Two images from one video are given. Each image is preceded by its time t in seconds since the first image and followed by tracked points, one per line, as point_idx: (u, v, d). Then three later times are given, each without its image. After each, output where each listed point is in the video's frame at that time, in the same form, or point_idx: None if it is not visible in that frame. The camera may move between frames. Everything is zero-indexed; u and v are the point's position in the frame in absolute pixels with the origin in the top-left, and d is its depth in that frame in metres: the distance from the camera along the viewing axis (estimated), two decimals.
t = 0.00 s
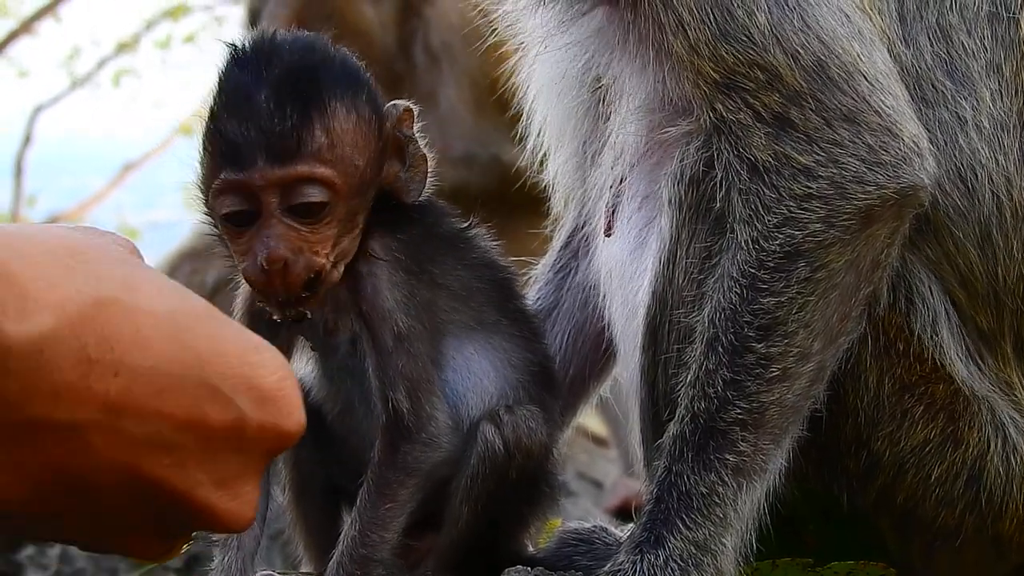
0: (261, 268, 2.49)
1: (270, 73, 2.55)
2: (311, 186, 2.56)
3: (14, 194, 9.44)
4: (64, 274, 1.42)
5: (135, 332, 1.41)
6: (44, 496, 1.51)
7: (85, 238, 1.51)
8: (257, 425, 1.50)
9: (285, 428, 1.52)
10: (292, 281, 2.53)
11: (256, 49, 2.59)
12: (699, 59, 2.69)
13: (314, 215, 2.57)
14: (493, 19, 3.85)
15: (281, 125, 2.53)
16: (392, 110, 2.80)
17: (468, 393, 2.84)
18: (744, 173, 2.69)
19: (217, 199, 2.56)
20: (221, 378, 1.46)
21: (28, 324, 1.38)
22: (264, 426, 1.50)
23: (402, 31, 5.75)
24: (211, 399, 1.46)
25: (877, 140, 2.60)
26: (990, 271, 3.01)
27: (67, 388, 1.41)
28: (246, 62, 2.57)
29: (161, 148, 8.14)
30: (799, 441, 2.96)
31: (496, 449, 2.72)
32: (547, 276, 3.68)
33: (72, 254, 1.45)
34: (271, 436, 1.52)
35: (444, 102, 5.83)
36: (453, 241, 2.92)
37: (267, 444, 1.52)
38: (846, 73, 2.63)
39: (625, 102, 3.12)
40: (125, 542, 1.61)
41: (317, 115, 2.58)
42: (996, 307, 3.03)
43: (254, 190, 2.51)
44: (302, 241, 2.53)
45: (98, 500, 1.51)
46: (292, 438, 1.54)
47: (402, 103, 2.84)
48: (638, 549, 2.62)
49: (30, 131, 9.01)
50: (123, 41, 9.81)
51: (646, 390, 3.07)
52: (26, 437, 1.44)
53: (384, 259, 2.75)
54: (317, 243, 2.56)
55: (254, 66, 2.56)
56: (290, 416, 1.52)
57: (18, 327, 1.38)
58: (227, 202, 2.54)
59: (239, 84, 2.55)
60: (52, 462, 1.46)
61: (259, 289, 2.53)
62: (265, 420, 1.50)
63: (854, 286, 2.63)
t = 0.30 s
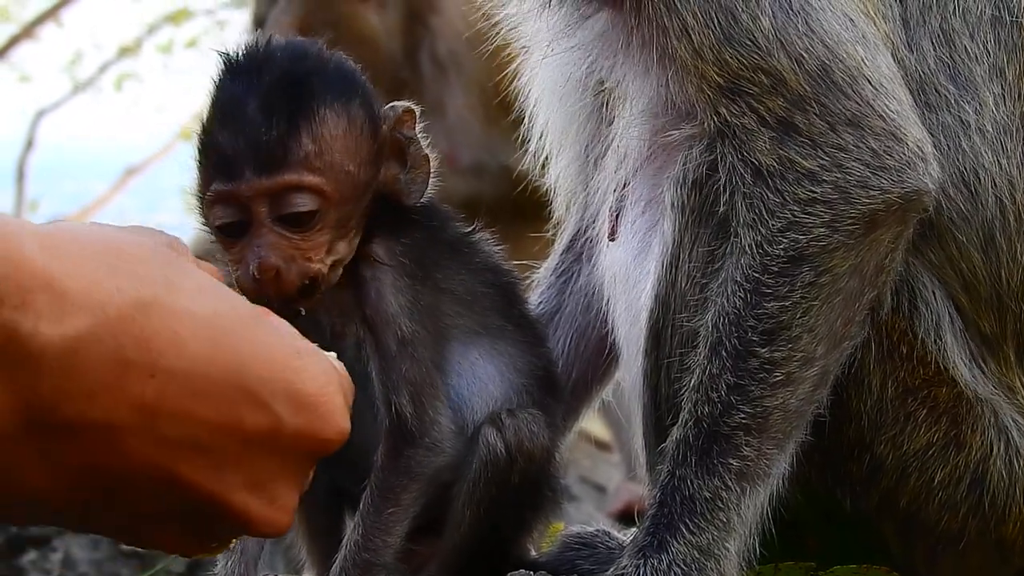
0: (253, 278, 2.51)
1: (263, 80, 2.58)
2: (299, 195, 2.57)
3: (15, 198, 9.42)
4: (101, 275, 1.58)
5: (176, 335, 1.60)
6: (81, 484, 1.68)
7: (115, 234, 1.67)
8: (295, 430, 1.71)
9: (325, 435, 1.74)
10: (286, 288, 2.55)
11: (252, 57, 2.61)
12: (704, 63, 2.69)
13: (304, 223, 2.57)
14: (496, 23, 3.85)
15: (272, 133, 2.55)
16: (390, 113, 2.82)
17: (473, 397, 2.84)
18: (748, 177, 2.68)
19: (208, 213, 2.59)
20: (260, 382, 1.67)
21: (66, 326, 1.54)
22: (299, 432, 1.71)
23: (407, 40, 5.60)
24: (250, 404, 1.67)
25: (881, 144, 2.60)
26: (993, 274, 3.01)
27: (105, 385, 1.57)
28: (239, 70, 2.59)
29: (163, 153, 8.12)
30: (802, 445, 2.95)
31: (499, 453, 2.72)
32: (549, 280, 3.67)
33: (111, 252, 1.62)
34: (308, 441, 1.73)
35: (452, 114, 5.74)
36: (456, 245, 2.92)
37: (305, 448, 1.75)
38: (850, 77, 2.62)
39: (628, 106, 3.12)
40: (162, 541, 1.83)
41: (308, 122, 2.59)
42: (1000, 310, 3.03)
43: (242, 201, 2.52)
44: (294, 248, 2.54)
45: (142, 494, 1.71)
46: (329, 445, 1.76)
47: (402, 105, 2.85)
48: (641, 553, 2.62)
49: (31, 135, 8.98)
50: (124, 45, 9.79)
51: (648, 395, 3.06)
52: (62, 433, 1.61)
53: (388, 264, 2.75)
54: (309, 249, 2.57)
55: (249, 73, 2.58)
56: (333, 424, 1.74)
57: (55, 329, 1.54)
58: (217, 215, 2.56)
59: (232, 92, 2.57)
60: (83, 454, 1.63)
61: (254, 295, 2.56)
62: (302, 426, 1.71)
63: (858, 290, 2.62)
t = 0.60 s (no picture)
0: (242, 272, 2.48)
1: (252, 79, 2.60)
2: (287, 185, 2.56)
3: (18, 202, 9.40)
4: (107, 277, 1.81)
5: (181, 334, 1.83)
6: (97, 483, 1.91)
7: (146, 234, 1.99)
8: (299, 426, 1.96)
9: (329, 429, 1.99)
10: (276, 281, 2.52)
11: (239, 62, 2.63)
12: (707, 67, 2.69)
13: (293, 215, 2.56)
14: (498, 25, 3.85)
15: (262, 125, 2.56)
16: (384, 117, 2.83)
17: (473, 402, 2.83)
18: (752, 180, 2.68)
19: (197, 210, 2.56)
20: (263, 383, 1.92)
21: (69, 327, 1.75)
22: (303, 428, 1.97)
23: (410, 44, 5.58)
24: (254, 402, 1.92)
25: (885, 148, 2.59)
26: (996, 277, 3.00)
27: (110, 384, 1.79)
28: (229, 73, 2.62)
29: (166, 156, 8.10)
30: (806, 450, 2.95)
31: (501, 456, 2.71)
32: (551, 283, 3.67)
33: (132, 249, 1.91)
34: (311, 435, 1.99)
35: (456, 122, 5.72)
36: (454, 248, 2.92)
37: (307, 441, 1.99)
38: (854, 81, 2.62)
39: (631, 109, 3.12)
40: (177, 531, 2.07)
41: (297, 114, 2.61)
42: (1001, 314, 3.02)
43: (230, 192, 2.51)
44: (283, 239, 2.52)
45: (150, 488, 1.94)
46: (333, 439, 2.02)
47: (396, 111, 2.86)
48: (645, 557, 2.62)
49: (32, 139, 8.96)
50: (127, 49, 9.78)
51: (650, 398, 3.06)
52: (71, 435, 1.82)
53: (385, 266, 2.75)
54: (298, 240, 2.55)
55: (236, 75, 2.61)
56: (337, 418, 2.00)
57: (57, 330, 1.74)
58: (206, 210, 2.54)
59: (221, 91, 2.58)
60: (92, 455, 1.85)
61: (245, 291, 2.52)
62: (305, 421, 1.96)
63: (862, 294, 2.62)
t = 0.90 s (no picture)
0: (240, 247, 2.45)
1: (258, 78, 2.63)
2: (290, 165, 2.57)
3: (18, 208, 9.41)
4: (116, 273, 1.76)
5: (192, 329, 1.78)
6: (109, 479, 1.86)
7: (158, 227, 1.93)
8: (312, 417, 1.92)
9: (343, 421, 1.94)
10: (274, 260, 2.48)
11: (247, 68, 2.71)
12: (709, 72, 2.69)
13: (294, 196, 2.55)
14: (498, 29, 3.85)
15: (268, 108, 2.59)
16: (388, 135, 2.84)
17: (473, 411, 2.82)
18: (754, 185, 2.68)
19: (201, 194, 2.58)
20: (276, 376, 1.87)
21: (77, 324, 1.71)
22: (317, 419, 1.92)
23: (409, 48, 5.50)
24: (266, 396, 1.87)
25: (887, 153, 2.59)
26: (995, 280, 2.99)
27: (120, 379, 1.74)
28: (237, 78, 2.65)
29: (166, 162, 8.10)
30: (807, 453, 2.97)
31: (502, 460, 2.70)
32: (551, 287, 3.66)
33: (144, 243, 1.85)
34: (325, 427, 1.94)
35: (454, 124, 5.66)
36: (454, 256, 2.92)
37: (321, 433, 1.95)
38: (856, 86, 2.62)
39: (631, 113, 3.12)
40: (192, 529, 2.03)
41: (303, 100, 2.64)
42: (999, 318, 3.02)
43: (232, 170, 2.52)
44: (282, 215, 2.51)
45: (163, 485, 1.90)
46: (349, 431, 1.97)
47: (394, 131, 2.86)
48: (645, 561, 2.62)
49: (30, 144, 8.95)
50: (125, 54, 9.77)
51: (651, 401, 3.06)
52: (82, 432, 1.78)
53: (393, 272, 2.76)
54: (298, 220, 2.53)
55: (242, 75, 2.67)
56: (351, 411, 1.95)
57: (66, 327, 1.70)
58: (209, 191, 2.55)
59: (230, 88, 2.64)
60: (98, 450, 1.80)
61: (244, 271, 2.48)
62: (318, 414, 1.92)
63: (864, 299, 2.62)
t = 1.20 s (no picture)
0: (235, 213, 2.44)
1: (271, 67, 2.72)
2: (292, 141, 2.60)
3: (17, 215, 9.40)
4: (126, 264, 1.70)
5: (203, 320, 1.75)
6: (124, 467, 1.84)
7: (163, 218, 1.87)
8: (327, 401, 1.92)
9: (358, 403, 1.95)
10: (267, 228, 2.46)
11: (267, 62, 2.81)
12: (711, 76, 2.70)
13: (293, 170, 2.56)
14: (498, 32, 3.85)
15: (279, 86, 2.65)
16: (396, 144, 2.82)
17: (475, 416, 2.81)
18: (758, 188, 2.69)
19: (203, 164, 2.60)
20: (290, 362, 1.86)
21: (87, 317, 1.65)
22: (332, 403, 1.92)
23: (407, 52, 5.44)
24: (280, 382, 1.86)
25: (891, 157, 2.59)
26: (998, 280, 2.99)
27: (134, 371, 1.71)
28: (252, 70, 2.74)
29: (166, 169, 8.09)
30: (810, 456, 2.97)
31: (503, 463, 2.70)
32: (551, 290, 3.67)
33: (150, 232, 1.78)
34: (340, 410, 1.94)
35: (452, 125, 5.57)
36: (455, 260, 2.92)
37: (336, 415, 1.95)
38: (860, 90, 2.61)
39: (632, 116, 3.12)
40: (210, 513, 2.03)
41: (317, 85, 2.70)
42: (1003, 318, 3.02)
43: (235, 141, 2.55)
44: (280, 185, 2.51)
45: (180, 472, 1.89)
46: (365, 413, 1.97)
47: (404, 139, 2.84)
48: (648, 564, 2.62)
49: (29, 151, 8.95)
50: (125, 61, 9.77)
51: (651, 404, 3.06)
52: (96, 425, 1.75)
53: (394, 275, 2.74)
54: (294, 192, 2.53)
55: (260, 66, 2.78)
56: (366, 393, 1.95)
57: (77, 322, 1.64)
58: (211, 161, 2.58)
59: (244, 76, 2.72)
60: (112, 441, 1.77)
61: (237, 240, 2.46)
62: (333, 397, 1.92)
63: (868, 302, 2.62)
